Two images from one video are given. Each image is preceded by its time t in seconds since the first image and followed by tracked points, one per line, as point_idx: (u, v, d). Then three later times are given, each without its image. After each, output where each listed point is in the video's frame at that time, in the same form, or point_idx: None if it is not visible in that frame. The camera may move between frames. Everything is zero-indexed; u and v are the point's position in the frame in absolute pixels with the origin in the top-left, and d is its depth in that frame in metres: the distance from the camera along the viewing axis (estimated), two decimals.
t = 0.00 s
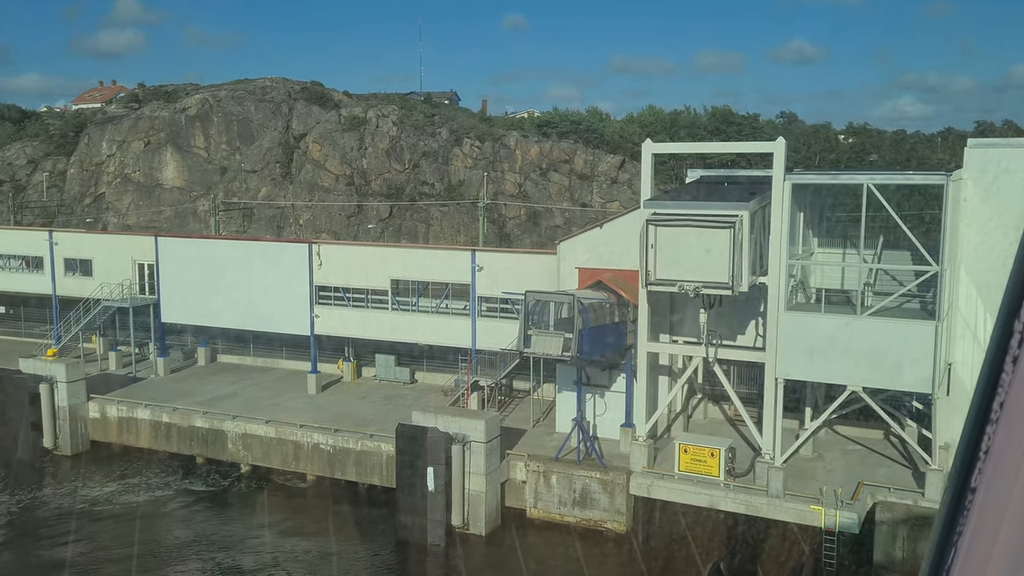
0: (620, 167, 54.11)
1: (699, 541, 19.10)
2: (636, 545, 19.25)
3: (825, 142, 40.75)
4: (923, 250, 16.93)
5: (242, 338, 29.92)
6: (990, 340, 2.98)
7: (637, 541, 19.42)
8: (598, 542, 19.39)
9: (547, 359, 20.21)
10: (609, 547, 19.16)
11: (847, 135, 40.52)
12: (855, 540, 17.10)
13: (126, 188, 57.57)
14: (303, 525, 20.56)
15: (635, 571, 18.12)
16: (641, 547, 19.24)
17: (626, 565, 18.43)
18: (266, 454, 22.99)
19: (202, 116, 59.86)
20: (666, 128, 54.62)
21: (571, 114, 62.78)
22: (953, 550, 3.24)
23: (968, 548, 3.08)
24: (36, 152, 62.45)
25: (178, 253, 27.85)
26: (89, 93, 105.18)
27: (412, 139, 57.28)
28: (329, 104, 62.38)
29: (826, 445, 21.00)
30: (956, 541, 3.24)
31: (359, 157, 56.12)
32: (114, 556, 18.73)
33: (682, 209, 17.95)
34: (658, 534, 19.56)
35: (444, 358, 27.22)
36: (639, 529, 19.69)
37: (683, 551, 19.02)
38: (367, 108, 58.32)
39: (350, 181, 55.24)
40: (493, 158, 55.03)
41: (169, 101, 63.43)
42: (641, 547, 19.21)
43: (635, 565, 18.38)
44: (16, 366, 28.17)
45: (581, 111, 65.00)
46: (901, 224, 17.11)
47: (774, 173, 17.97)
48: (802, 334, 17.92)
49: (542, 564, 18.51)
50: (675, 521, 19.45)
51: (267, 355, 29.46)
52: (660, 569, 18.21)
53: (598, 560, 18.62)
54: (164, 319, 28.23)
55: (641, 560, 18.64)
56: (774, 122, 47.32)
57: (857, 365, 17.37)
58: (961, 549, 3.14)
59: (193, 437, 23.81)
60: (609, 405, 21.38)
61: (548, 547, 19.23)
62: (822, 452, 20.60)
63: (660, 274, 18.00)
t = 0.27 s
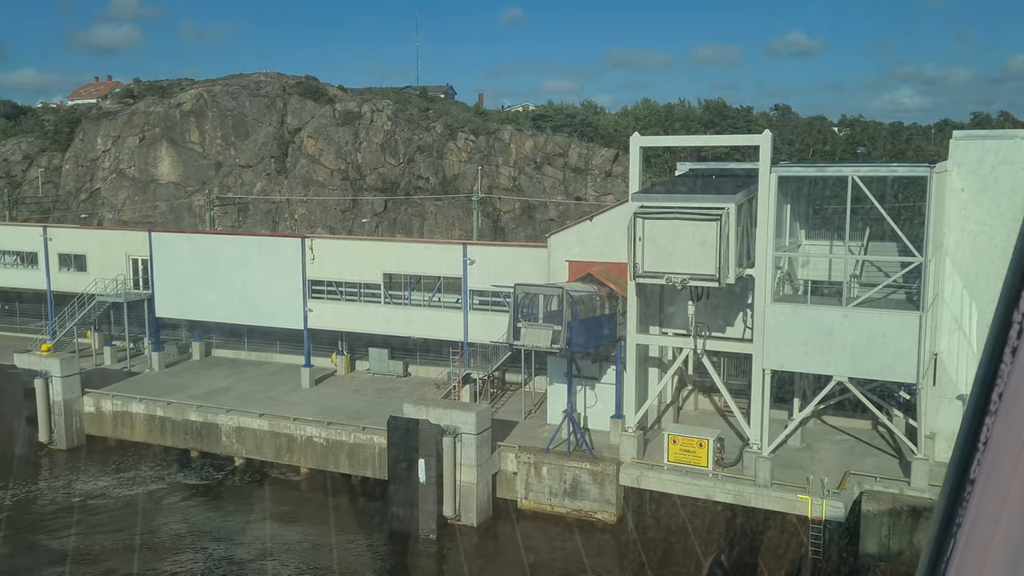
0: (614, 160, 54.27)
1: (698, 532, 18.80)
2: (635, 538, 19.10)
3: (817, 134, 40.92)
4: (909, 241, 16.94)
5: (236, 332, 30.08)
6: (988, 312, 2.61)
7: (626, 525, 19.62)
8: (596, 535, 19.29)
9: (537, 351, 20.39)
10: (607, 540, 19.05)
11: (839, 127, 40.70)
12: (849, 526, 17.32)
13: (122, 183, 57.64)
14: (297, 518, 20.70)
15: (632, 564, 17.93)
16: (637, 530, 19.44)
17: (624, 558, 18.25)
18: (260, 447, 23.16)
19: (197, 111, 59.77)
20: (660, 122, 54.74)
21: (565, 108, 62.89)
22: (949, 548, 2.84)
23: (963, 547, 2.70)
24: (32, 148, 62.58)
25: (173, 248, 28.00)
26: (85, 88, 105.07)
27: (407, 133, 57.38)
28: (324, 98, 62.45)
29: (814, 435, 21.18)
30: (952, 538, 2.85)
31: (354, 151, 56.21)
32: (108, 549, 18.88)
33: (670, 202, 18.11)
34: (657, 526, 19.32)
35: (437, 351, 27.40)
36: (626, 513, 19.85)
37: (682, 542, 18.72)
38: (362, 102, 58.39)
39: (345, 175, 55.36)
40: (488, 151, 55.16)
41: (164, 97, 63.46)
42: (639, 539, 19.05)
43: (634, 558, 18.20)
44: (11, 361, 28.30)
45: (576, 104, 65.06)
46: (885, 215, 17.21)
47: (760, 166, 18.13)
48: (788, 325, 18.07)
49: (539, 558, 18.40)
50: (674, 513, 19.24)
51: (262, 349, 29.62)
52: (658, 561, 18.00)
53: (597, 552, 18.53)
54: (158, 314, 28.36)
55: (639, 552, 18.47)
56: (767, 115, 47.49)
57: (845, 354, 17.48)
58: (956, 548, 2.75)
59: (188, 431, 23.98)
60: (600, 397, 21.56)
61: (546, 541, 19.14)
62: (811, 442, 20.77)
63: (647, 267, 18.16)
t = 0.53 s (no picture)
0: (609, 153, 54.43)
1: (701, 525, 18.99)
2: (638, 531, 19.31)
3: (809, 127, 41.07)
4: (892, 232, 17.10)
5: (231, 326, 30.22)
6: (1008, 287, 2.52)
7: (624, 515, 19.94)
8: (600, 527, 19.51)
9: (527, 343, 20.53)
10: (610, 533, 19.27)
11: (831, 119, 40.85)
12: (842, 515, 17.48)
13: (117, 179, 57.68)
14: (291, 510, 20.88)
15: (634, 558, 18.16)
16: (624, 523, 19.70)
17: (627, 551, 18.49)
18: (254, 440, 23.32)
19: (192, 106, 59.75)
20: (655, 115, 54.81)
21: (560, 101, 63.00)
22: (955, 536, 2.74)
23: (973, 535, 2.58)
24: (28, 144, 62.64)
25: (166, 243, 28.12)
26: (82, 83, 104.97)
27: (402, 127, 57.46)
28: (318, 93, 62.47)
29: (804, 426, 21.35)
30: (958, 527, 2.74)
31: (349, 145, 56.28)
32: (103, 542, 19.05)
33: (658, 195, 18.21)
34: (660, 518, 19.47)
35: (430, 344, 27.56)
36: (626, 505, 20.06)
37: (685, 534, 18.92)
38: (356, 96, 58.45)
39: (340, 169, 55.44)
40: (482, 145, 55.29)
41: (159, 92, 63.45)
42: (643, 532, 19.24)
43: (636, 551, 18.44)
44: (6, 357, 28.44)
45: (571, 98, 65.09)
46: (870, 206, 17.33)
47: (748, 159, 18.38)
48: (775, 317, 18.25)
49: (542, 551, 18.61)
50: (676, 506, 19.39)
51: (256, 343, 29.78)
52: (661, 554, 18.24)
53: (600, 544, 18.79)
54: (152, 308, 28.49)
55: (642, 545, 18.69)
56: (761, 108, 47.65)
57: (833, 347, 17.76)
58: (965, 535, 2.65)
59: (183, 425, 24.15)
60: (591, 389, 21.70)
61: (549, 533, 19.36)
62: (800, 432, 20.95)
63: (636, 259, 18.30)
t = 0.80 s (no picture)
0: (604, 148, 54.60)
1: (703, 518, 19.20)
2: (641, 524, 19.53)
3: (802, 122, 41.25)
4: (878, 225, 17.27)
5: (225, 321, 30.38)
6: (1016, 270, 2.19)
7: (623, 506, 20.16)
8: (603, 520, 19.77)
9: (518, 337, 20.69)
10: (614, 526, 19.51)
11: (824, 114, 41.02)
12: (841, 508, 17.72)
13: (114, 174, 57.78)
14: (284, 503, 21.03)
15: (638, 552, 18.43)
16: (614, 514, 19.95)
17: (630, 545, 18.74)
18: (248, 434, 23.48)
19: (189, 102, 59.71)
20: (650, 110, 54.94)
21: (556, 97, 63.14)
22: (957, 527, 2.35)
23: (982, 518, 2.24)
24: (25, 140, 62.76)
25: (161, 238, 28.25)
26: (78, 79, 105.08)
27: (398, 123, 57.57)
28: (315, 88, 62.56)
29: (793, 419, 21.51)
30: (959, 515, 2.36)
31: (345, 141, 56.37)
32: (97, 534, 19.21)
33: (647, 190, 18.35)
34: (664, 511, 19.67)
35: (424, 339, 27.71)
36: (628, 497, 20.23)
37: (688, 528, 19.14)
38: (352, 92, 58.55)
39: (336, 165, 55.56)
40: (478, 141, 55.44)
41: (155, 88, 63.52)
42: (646, 526, 19.47)
43: (640, 546, 18.70)
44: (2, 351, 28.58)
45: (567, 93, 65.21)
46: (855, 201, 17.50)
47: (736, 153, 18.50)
48: (763, 310, 18.42)
49: (546, 544, 18.79)
50: (680, 500, 19.59)
51: (251, 338, 29.93)
52: (664, 550, 18.48)
53: (601, 538, 19.02)
54: (147, 303, 28.63)
55: (645, 540, 18.95)
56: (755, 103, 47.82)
57: (820, 340, 17.88)
58: (972, 519, 2.28)
59: (177, 419, 24.30)
60: (582, 382, 21.88)
61: (554, 526, 19.58)
62: (789, 426, 21.11)
63: (625, 253, 18.44)
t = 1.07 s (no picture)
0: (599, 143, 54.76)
1: (703, 510, 19.52)
2: (642, 516, 19.77)
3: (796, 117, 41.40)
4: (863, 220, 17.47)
5: (221, 315, 30.53)
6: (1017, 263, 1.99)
7: (624, 499, 20.39)
8: (605, 511, 20.04)
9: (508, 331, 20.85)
10: (616, 518, 19.78)
11: (818, 109, 41.16)
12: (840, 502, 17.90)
13: (110, 169, 57.86)
14: (277, 495, 21.21)
15: (640, 543, 18.67)
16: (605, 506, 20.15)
17: (632, 537, 18.98)
18: (242, 427, 23.64)
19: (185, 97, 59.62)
20: (646, 105, 55.06)
21: (552, 92, 63.24)
22: (957, 516, 2.08)
23: (986, 504, 2.00)
24: (21, 134, 62.81)
25: (155, 232, 28.37)
26: (75, 73, 104.98)
27: (394, 118, 57.66)
28: (311, 83, 62.63)
29: (782, 412, 21.68)
30: (958, 505, 2.09)
31: (341, 135, 56.41)
32: (91, 526, 19.39)
33: (636, 185, 18.49)
34: (664, 504, 19.97)
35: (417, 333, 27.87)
36: (631, 490, 20.50)
37: (689, 520, 19.42)
38: (349, 87, 58.62)
39: (332, 160, 55.65)
40: (474, 136, 55.57)
41: (152, 82, 63.55)
42: (647, 518, 19.69)
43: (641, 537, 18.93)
44: None
45: (563, 88, 65.31)
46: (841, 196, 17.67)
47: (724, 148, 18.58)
48: (751, 304, 18.58)
49: (548, 537, 18.93)
50: (681, 491, 19.94)
51: (246, 332, 30.09)
52: (665, 540, 18.70)
53: (602, 529, 19.31)
54: (141, 297, 28.77)
55: (646, 531, 19.17)
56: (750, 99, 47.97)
57: (806, 333, 18.10)
58: (976, 504, 2.02)
59: (171, 412, 24.47)
60: (573, 376, 22.05)
61: (556, 518, 19.71)
62: (778, 419, 21.29)
63: (614, 248, 18.60)
